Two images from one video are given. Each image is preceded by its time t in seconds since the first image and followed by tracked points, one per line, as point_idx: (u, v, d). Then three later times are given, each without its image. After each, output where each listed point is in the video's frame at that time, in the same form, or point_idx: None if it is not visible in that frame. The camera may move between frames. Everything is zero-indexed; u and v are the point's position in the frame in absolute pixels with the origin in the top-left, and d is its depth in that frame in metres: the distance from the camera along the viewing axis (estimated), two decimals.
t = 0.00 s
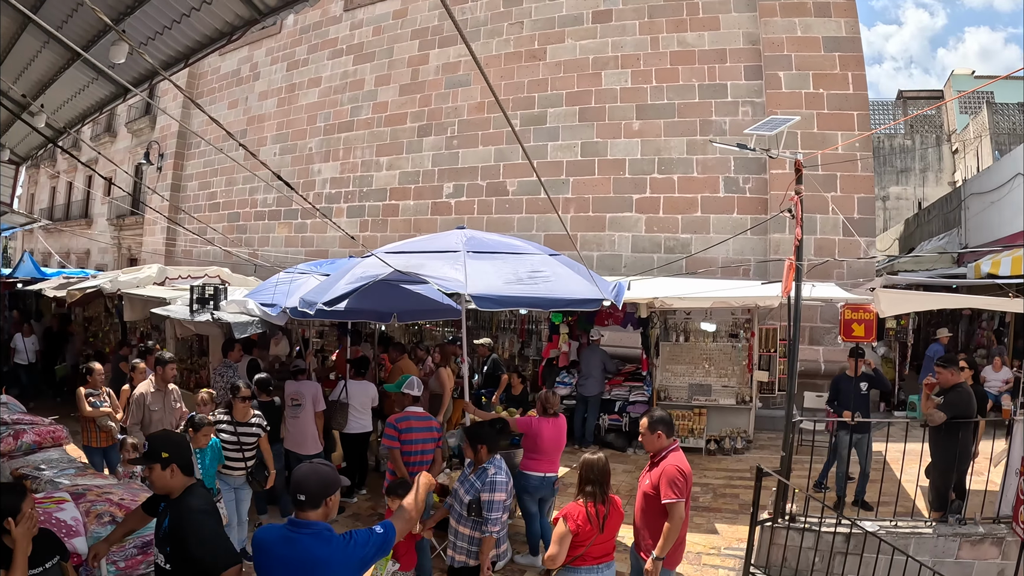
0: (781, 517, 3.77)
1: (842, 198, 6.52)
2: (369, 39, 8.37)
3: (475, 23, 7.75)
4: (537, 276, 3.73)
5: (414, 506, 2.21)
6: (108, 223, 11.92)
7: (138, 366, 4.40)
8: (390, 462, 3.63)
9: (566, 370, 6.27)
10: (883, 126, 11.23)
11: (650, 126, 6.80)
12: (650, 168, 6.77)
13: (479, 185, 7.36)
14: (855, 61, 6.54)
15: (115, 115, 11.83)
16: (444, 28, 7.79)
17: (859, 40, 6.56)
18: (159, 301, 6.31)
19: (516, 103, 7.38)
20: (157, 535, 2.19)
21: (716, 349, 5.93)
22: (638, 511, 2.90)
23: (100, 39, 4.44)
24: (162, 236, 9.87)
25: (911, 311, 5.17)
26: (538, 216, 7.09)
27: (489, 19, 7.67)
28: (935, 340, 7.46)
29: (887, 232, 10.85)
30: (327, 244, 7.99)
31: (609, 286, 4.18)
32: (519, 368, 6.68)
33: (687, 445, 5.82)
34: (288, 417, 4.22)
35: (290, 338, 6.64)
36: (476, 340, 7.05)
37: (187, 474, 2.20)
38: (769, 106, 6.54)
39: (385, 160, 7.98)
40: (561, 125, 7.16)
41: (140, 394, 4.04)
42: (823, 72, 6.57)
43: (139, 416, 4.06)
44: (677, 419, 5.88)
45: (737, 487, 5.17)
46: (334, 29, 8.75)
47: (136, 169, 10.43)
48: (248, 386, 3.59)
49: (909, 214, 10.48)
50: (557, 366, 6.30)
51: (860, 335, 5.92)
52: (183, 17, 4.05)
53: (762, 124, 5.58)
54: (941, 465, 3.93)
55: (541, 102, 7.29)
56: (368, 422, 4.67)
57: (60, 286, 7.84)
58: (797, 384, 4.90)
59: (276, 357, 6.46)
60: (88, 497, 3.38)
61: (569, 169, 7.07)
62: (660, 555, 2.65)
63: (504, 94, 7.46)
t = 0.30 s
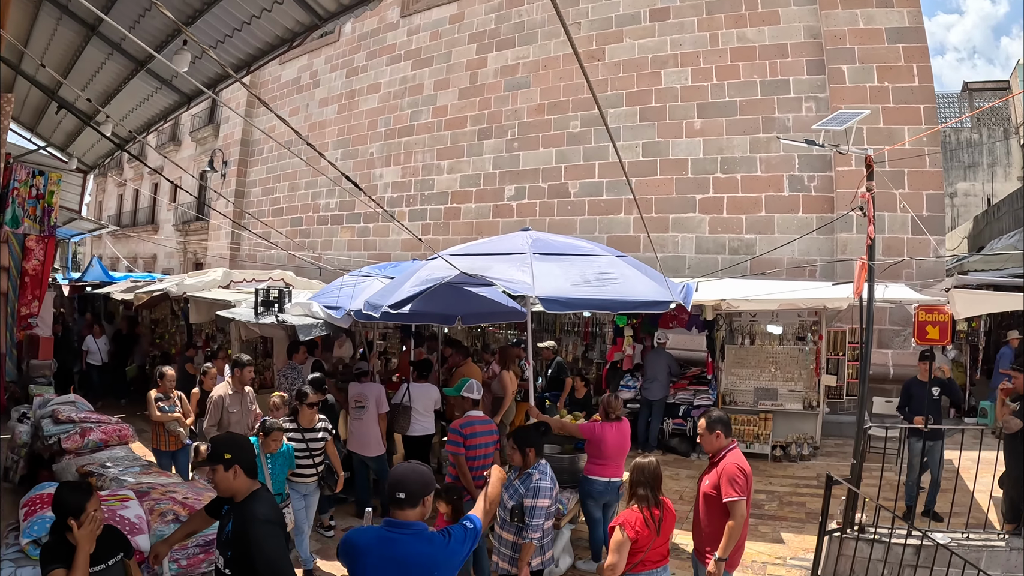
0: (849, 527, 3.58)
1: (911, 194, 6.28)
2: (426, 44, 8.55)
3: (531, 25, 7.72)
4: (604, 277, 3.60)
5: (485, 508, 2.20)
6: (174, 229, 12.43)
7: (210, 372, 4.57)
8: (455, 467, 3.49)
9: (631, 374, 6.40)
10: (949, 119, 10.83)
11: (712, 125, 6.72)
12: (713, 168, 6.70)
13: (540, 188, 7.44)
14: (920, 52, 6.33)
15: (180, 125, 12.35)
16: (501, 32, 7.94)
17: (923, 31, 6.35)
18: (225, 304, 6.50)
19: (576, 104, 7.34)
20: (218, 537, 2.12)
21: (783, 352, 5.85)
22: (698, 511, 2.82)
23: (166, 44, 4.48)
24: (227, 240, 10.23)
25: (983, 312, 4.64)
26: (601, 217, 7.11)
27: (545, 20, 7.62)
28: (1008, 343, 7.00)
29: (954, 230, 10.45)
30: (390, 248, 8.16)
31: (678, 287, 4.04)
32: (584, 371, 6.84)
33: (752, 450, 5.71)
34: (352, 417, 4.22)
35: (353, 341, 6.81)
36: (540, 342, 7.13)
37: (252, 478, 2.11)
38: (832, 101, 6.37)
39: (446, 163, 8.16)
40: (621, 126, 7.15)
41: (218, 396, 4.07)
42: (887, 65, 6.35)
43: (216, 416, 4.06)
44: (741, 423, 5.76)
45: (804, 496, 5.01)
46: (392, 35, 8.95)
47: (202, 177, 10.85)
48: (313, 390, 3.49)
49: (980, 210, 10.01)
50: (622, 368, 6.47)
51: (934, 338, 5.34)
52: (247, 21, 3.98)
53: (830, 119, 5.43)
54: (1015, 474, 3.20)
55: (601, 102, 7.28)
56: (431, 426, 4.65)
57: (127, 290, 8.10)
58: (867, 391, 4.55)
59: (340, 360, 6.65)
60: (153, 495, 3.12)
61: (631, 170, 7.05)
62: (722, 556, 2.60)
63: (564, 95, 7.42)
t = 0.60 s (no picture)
0: (922, 538, 3.38)
1: (986, 189, 6.00)
2: (489, 47, 8.67)
3: (594, 25, 7.77)
4: (676, 279, 3.54)
5: (564, 509, 2.28)
6: (244, 234, 12.96)
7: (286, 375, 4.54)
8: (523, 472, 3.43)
9: (699, 376, 6.49)
10: None
11: (780, 121, 6.59)
12: (782, 165, 6.59)
13: (607, 189, 7.53)
14: (991, 38, 6.05)
15: (248, 133, 12.87)
16: (562, 33, 8.03)
17: (993, 16, 6.08)
18: (294, 305, 6.75)
19: (641, 104, 7.39)
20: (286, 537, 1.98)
21: (856, 356, 5.80)
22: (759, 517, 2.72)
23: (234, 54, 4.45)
24: (297, 244, 10.58)
25: None
26: (669, 217, 7.13)
27: (607, 19, 7.66)
28: None
29: None
30: (456, 251, 8.41)
31: (749, 287, 3.96)
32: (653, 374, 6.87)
33: (823, 456, 5.73)
34: (421, 419, 4.26)
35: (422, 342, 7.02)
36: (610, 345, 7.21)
37: (322, 477, 1.98)
38: (903, 93, 6.13)
39: (512, 166, 8.30)
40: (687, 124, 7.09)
41: (300, 400, 3.99)
42: (957, 54, 6.09)
43: (300, 421, 4.00)
44: (813, 428, 5.80)
45: (876, 505, 4.83)
46: (454, 40, 9.09)
47: (271, 183, 11.26)
48: (378, 392, 3.38)
49: None
50: (690, 371, 6.54)
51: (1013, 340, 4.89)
52: (314, 28, 3.86)
53: (903, 112, 5.20)
54: None
55: (665, 101, 7.23)
56: (497, 428, 4.76)
57: (198, 294, 8.62)
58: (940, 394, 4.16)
59: (408, 361, 6.93)
60: (222, 492, 2.89)
61: (699, 169, 6.99)
62: (787, 561, 2.48)
63: (628, 94, 7.47)
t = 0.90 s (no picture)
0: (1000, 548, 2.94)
1: None
2: (556, 47, 8.68)
3: (660, 21, 7.64)
4: (753, 277, 3.42)
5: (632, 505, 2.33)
6: (318, 237, 13.46)
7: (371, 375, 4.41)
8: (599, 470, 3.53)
9: (775, 378, 6.43)
10: None
11: (855, 112, 6.30)
12: (857, 159, 6.31)
13: (680, 187, 7.41)
14: None
15: (321, 140, 13.34)
16: (629, 30, 7.93)
17: None
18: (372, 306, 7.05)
19: (711, 100, 7.23)
20: (360, 533, 2.04)
21: (937, 357, 5.58)
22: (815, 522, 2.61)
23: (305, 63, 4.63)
24: (371, 246, 10.82)
25: None
26: (743, 215, 6.97)
27: (674, 15, 7.52)
28: None
29: None
30: (530, 251, 8.36)
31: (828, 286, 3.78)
32: (728, 375, 6.71)
33: (901, 462, 5.51)
34: (495, 420, 4.29)
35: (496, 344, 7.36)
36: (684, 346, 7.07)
37: (397, 477, 2.01)
38: (979, 81, 5.75)
39: (584, 166, 8.28)
40: (759, 119, 6.90)
41: (389, 400, 3.89)
42: None
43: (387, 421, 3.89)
44: (891, 432, 5.58)
45: (955, 513, 4.57)
46: (521, 41, 9.14)
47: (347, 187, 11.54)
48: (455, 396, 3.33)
49: None
50: (766, 373, 6.47)
51: None
52: (383, 35, 3.95)
53: (980, 101, 4.87)
54: None
55: (737, 96, 7.06)
56: (570, 429, 4.72)
57: (274, 295, 9.04)
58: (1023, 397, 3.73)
59: (482, 361, 7.24)
60: (297, 488, 2.87)
61: (772, 165, 6.79)
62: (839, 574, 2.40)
63: (699, 90, 7.32)
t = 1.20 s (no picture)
0: None
1: None
2: (613, 43, 8.58)
3: (717, 12, 7.47)
4: (817, 273, 3.30)
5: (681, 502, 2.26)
6: (381, 237, 13.77)
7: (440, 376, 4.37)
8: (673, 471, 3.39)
9: (841, 377, 6.24)
10: None
11: (919, 101, 6.01)
12: (923, 149, 6.02)
13: (742, 181, 7.25)
14: None
15: (379, 142, 13.63)
16: (686, 23, 7.77)
17: None
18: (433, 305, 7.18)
19: (772, 91, 7.02)
20: (420, 529, 2.07)
21: (1007, 356, 5.34)
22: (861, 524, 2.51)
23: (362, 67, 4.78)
24: (432, 246, 10.86)
25: None
26: (806, 209, 6.77)
27: (731, 6, 7.34)
28: None
29: None
30: (592, 249, 8.30)
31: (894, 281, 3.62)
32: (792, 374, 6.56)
33: (968, 465, 5.42)
34: (556, 418, 4.29)
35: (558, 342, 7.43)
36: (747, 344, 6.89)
37: (457, 474, 2.02)
38: None
39: (644, 162, 8.16)
40: (822, 110, 6.67)
41: (466, 397, 3.85)
42: None
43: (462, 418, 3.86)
44: (958, 434, 5.49)
45: None
46: (577, 38, 9.08)
47: (405, 188, 11.71)
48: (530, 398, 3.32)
49: None
50: (831, 372, 6.29)
51: None
52: (439, 35, 4.00)
53: None
54: None
55: (798, 88, 6.84)
56: (633, 429, 4.67)
57: (338, 296, 9.39)
58: None
59: (543, 359, 7.24)
60: (358, 485, 2.93)
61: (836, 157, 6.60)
62: None
63: (758, 82, 7.12)
